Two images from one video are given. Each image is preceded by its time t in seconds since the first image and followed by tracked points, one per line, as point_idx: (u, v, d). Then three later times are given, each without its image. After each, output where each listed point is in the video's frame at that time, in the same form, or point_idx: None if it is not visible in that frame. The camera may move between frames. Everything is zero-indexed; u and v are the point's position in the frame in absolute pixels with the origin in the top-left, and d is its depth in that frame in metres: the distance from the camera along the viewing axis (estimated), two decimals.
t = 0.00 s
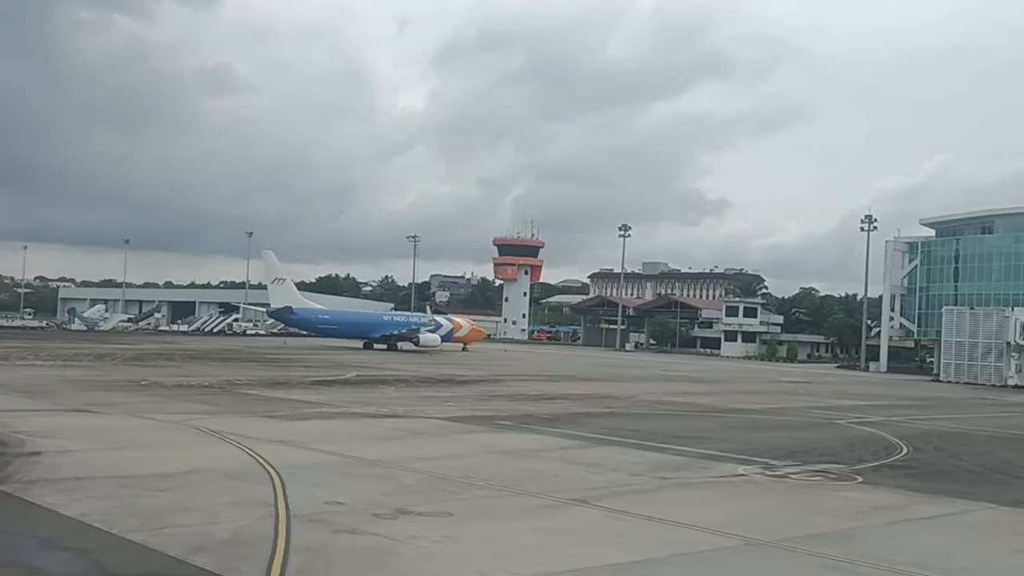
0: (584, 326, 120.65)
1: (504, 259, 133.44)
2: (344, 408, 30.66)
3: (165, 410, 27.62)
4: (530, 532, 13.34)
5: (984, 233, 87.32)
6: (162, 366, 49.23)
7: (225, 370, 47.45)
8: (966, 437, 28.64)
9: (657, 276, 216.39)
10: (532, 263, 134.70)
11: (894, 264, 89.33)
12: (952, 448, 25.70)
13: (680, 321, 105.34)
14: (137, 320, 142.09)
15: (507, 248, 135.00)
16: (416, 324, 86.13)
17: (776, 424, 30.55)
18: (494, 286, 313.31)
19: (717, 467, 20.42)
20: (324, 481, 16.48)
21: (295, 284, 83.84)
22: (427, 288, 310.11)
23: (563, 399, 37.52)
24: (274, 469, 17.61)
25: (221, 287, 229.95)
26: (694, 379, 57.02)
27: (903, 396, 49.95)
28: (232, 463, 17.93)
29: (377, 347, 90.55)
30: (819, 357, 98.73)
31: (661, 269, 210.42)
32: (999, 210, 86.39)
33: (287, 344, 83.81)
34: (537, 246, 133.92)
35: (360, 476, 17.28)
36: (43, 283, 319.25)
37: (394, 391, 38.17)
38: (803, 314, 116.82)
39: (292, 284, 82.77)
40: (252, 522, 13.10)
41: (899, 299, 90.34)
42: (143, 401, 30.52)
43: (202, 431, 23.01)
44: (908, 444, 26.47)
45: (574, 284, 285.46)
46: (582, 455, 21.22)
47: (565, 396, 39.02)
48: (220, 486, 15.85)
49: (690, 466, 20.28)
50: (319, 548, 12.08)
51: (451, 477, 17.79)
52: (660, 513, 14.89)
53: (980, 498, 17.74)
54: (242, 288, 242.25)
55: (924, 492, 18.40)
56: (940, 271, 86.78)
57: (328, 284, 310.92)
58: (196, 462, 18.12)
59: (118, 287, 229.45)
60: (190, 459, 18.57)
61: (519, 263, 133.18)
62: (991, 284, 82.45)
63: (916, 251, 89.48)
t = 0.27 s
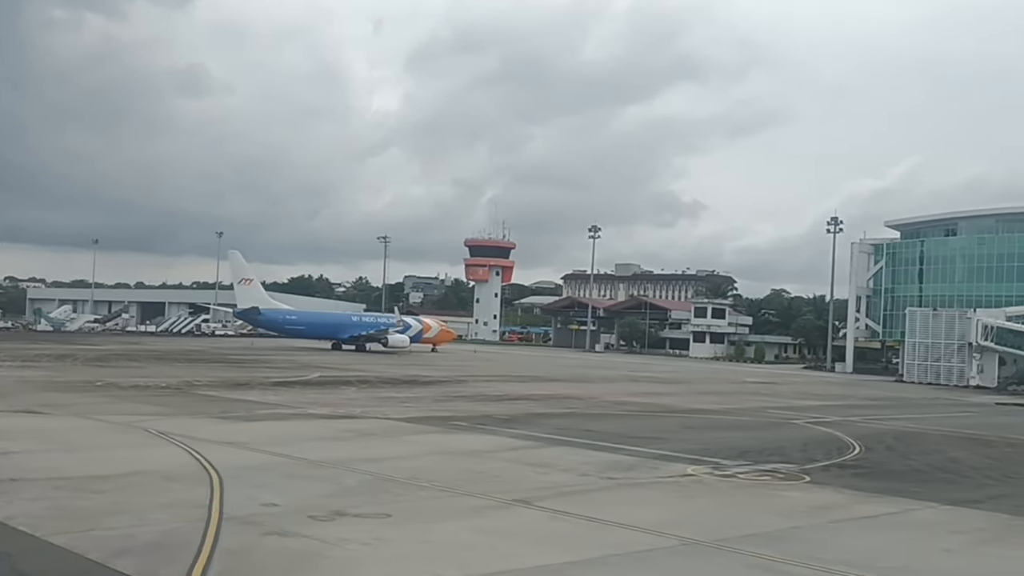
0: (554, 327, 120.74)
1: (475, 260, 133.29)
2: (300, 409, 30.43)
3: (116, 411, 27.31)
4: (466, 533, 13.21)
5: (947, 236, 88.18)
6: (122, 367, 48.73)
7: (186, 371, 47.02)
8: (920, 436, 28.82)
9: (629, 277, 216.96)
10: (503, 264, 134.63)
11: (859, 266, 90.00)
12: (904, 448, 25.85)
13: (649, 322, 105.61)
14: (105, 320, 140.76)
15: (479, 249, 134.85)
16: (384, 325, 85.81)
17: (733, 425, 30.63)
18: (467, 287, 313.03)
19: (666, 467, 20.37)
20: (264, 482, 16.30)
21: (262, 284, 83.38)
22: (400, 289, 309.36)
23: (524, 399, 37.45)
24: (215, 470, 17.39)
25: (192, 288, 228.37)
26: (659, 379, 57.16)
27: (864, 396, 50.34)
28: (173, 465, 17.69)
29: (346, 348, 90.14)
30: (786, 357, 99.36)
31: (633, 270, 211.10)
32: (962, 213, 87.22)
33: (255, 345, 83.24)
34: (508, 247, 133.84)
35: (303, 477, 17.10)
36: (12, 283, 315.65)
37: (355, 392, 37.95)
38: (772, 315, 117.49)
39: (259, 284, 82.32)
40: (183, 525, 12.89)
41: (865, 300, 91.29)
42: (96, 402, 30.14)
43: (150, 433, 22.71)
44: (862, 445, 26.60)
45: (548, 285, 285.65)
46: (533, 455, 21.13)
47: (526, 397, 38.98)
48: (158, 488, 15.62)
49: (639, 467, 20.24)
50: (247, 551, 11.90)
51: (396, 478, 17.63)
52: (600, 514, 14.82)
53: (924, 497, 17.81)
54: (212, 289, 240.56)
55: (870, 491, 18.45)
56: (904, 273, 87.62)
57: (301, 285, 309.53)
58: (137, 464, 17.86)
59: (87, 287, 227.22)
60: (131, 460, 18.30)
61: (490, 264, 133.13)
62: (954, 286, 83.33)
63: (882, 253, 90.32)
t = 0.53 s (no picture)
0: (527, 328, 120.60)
1: (449, 261, 132.92)
2: (259, 410, 30.19)
3: (68, 412, 26.93)
4: (405, 534, 13.06)
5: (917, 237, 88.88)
6: (85, 368, 48.18)
7: (149, 372, 46.55)
8: (879, 436, 28.89)
9: (605, 278, 216.93)
10: (478, 265, 134.38)
11: (831, 267, 89.93)
12: (861, 448, 25.89)
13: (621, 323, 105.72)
14: (75, 322, 139.30)
15: (453, 250, 134.54)
16: (356, 327, 85.43)
17: (694, 425, 30.61)
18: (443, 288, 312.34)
19: (619, 467, 20.31)
20: (206, 484, 16.08)
21: (232, 285, 82.87)
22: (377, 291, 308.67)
23: (489, 400, 37.37)
24: (159, 473, 17.19)
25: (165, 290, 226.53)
26: (628, 380, 57.21)
27: (830, 396, 50.55)
28: (116, 468, 17.44)
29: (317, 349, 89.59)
30: (757, 358, 99.78)
31: (609, 271, 211.42)
32: (931, 214, 87.92)
33: (224, 346, 82.64)
34: (482, 248, 133.56)
35: (248, 479, 16.91)
36: None
37: (318, 393, 37.68)
38: (745, 316, 118.00)
39: (229, 285, 81.83)
40: (114, 529, 12.67)
41: (836, 301, 91.85)
42: (51, 403, 29.76)
43: (100, 435, 22.39)
44: (821, 444, 26.63)
45: (524, 287, 285.32)
46: (486, 456, 21.03)
47: (491, 398, 38.83)
48: (95, 491, 15.38)
49: (592, 467, 20.15)
50: (175, 555, 11.70)
51: (343, 479, 17.46)
52: (543, 514, 14.71)
53: (873, 496, 17.81)
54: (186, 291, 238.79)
55: (821, 490, 18.44)
56: (875, 273, 88.25)
57: (276, 286, 307.83)
58: (80, 466, 17.60)
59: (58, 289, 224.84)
60: (75, 462, 18.05)
61: (464, 265, 132.83)
62: (923, 286, 83.99)
63: (852, 254, 90.84)
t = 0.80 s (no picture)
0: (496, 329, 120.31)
1: (418, 260, 132.33)
2: (211, 411, 29.75)
3: (12, 413, 26.33)
4: (336, 537, 12.78)
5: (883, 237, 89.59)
6: (40, 368, 47.39)
7: (105, 373, 45.85)
8: (835, 435, 28.84)
9: (576, 279, 216.80)
10: (446, 265, 133.90)
11: (797, 267, 90.80)
12: (816, 448, 25.81)
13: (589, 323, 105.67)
14: (38, 322, 137.48)
15: (421, 250, 133.99)
16: (321, 327, 84.83)
17: (651, 425, 30.49)
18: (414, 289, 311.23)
19: (567, 467, 20.12)
20: (138, 486, 15.68)
21: (195, 285, 82.09)
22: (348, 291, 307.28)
23: (448, 401, 37.10)
24: (92, 474, 16.80)
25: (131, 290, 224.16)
26: (592, 380, 57.11)
27: (792, 396, 50.64)
28: (49, 470, 17.01)
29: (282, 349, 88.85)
30: (724, 358, 100.12)
31: (580, 272, 211.61)
32: (897, 214, 88.58)
33: (187, 346, 81.78)
34: (451, 248, 133.11)
35: (185, 480, 16.56)
36: None
37: (274, 393, 37.24)
38: (714, 316, 118.25)
39: (192, 284, 81.04)
40: (34, 532, 12.31)
41: (803, 301, 92.43)
42: None
43: (40, 435, 21.92)
44: (776, 445, 26.54)
45: (495, 288, 284.80)
46: (434, 456, 20.77)
47: (451, 398, 38.47)
48: (23, 493, 14.98)
49: (540, 467, 19.90)
50: (94, 559, 11.36)
51: (284, 480, 17.13)
52: (482, 516, 14.45)
53: (820, 496, 17.69)
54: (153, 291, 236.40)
55: (768, 490, 18.30)
56: (842, 273, 88.69)
57: (245, 285, 305.55)
58: (12, 468, 17.16)
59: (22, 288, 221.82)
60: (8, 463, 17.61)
61: (433, 265, 132.32)
62: (890, 285, 84.54)
63: (819, 254, 91.37)
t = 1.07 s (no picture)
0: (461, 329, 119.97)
1: (384, 260, 131.65)
2: (158, 411, 29.34)
3: None
4: (263, 539, 12.58)
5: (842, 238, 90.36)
6: None
7: (57, 372, 45.15)
8: (786, 435, 28.99)
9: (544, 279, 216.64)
10: (412, 265, 133.33)
11: (758, 268, 91.46)
12: (765, 447, 25.92)
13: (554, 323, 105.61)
14: None
15: (387, 250, 133.33)
16: (283, 326, 84.13)
17: (604, 424, 30.42)
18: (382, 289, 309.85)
19: (512, 467, 19.98)
20: (69, 488, 15.35)
21: (155, 284, 81.13)
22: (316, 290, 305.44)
23: (403, 400, 36.85)
24: (23, 475, 16.44)
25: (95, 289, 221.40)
26: (553, 380, 57.01)
27: (751, 396, 50.80)
28: None
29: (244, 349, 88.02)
30: (688, 358, 100.49)
31: (548, 272, 211.56)
32: (855, 216, 89.32)
33: (147, 346, 80.82)
34: (417, 248, 132.55)
35: (118, 482, 16.25)
36: None
37: (227, 393, 36.79)
38: (680, 317, 118.34)
39: (152, 283, 80.10)
40: None
41: (764, 301, 93.16)
42: None
43: None
44: (726, 444, 26.60)
45: (464, 288, 284.16)
46: (378, 457, 20.56)
47: (407, 398, 38.25)
48: None
49: (484, 467, 19.76)
50: (8, 562, 11.10)
51: (220, 482, 16.86)
52: (417, 516, 14.26)
53: (761, 495, 17.73)
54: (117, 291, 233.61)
55: (711, 489, 18.30)
56: (803, 274, 89.32)
57: (211, 285, 302.48)
58: None
59: None
60: None
61: (399, 265, 131.76)
62: (848, 286, 85.20)
63: (780, 256, 92.03)
